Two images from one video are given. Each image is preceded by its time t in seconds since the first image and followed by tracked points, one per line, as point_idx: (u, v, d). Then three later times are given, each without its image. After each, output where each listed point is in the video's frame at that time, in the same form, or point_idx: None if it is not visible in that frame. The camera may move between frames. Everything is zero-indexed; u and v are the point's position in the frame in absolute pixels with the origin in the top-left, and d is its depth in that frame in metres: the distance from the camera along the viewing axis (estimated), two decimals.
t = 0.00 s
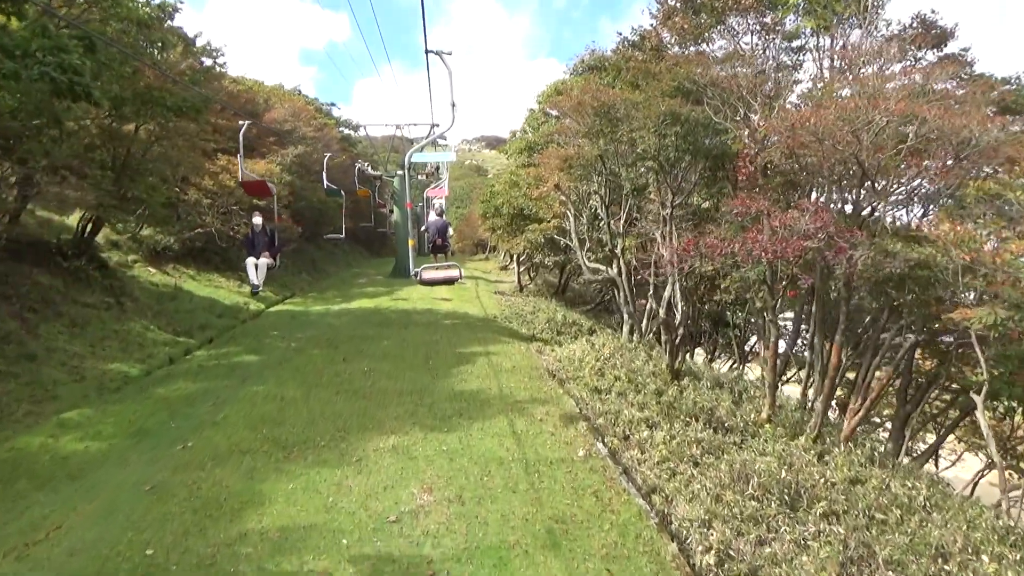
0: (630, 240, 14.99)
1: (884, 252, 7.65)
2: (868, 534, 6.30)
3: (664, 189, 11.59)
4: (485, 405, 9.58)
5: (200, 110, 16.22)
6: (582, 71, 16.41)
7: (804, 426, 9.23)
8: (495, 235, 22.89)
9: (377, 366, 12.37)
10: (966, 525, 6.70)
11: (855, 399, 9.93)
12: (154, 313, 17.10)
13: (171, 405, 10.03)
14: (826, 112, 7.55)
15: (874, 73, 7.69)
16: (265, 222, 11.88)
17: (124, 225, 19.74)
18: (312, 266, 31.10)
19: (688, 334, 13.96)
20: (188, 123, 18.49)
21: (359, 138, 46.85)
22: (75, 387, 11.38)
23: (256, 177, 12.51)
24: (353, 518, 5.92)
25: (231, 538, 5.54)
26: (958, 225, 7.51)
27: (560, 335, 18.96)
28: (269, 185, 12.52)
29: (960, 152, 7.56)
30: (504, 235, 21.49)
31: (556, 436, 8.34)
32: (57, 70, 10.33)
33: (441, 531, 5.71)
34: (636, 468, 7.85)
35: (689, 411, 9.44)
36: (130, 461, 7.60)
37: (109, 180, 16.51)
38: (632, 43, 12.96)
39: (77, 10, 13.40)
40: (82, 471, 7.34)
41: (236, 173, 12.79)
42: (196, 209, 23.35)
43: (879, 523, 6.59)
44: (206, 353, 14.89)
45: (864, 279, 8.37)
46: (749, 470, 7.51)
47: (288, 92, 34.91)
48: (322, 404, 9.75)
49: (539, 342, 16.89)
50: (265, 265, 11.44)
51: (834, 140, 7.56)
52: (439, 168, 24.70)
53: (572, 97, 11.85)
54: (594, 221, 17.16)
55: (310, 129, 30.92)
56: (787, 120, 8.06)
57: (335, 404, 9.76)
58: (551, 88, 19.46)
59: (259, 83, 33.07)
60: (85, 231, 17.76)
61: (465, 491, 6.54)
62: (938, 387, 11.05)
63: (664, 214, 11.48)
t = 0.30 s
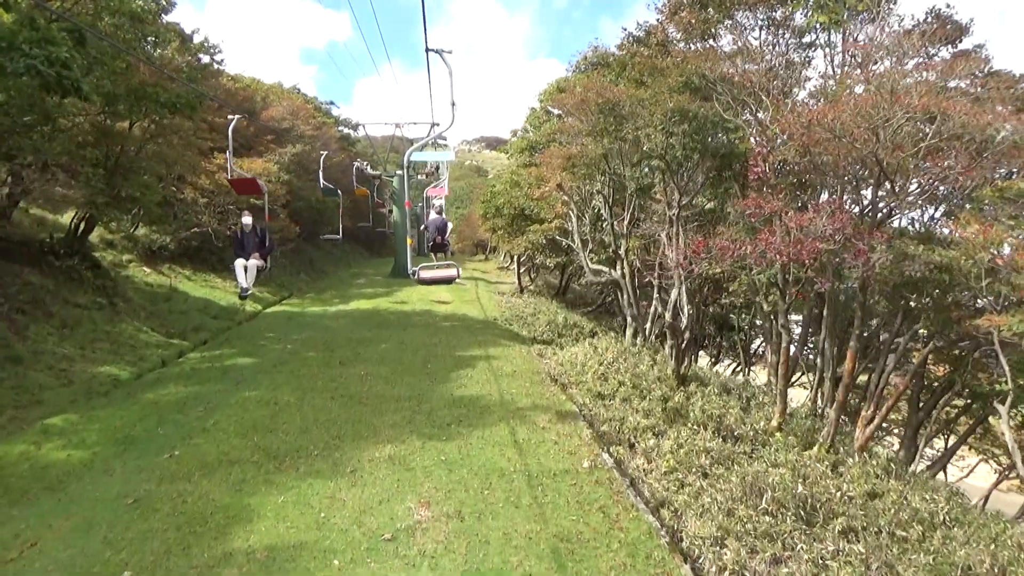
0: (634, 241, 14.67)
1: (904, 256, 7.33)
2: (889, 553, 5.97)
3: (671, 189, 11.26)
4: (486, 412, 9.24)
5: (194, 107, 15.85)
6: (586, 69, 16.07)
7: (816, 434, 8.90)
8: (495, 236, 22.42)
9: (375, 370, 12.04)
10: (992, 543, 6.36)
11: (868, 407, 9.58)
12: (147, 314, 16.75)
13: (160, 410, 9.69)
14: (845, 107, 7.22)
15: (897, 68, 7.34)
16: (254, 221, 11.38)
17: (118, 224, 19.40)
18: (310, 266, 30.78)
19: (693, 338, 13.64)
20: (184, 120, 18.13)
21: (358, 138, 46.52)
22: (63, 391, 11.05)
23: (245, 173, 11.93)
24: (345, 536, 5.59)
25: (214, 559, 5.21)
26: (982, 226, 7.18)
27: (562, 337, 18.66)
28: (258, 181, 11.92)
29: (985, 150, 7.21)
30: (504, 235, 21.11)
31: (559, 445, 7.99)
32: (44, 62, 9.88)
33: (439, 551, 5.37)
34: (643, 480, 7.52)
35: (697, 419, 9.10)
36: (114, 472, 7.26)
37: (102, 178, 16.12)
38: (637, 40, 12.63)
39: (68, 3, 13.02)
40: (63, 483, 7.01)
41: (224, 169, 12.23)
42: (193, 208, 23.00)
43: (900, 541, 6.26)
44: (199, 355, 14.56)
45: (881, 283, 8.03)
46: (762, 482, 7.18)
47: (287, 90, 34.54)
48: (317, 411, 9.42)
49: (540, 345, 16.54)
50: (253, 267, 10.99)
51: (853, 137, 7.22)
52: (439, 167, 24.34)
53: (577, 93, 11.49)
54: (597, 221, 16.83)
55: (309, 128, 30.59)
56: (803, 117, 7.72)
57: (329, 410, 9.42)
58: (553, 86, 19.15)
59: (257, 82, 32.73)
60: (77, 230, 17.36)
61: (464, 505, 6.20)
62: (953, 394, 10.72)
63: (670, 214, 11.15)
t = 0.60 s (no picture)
0: (637, 241, 14.33)
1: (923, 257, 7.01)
2: (914, 571, 5.64)
3: (677, 188, 10.95)
4: (487, 419, 8.90)
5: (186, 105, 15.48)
6: (586, 65, 15.72)
7: (830, 442, 8.57)
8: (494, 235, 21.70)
9: (371, 374, 11.69)
10: (1021, 559, 6.03)
11: (882, 412, 9.25)
12: (139, 317, 16.39)
13: (149, 418, 9.35)
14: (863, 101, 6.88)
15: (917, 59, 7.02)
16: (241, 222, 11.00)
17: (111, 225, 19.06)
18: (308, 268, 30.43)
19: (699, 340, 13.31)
20: (177, 119, 17.77)
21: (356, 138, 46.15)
22: (49, 397, 10.71)
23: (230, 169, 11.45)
24: (337, 556, 5.25)
25: None
26: (1007, 225, 6.85)
27: (563, 339, 18.32)
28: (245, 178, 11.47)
29: (1011, 146, 6.86)
30: (504, 235, 20.52)
31: (563, 454, 7.66)
32: (28, 58, 9.38)
33: (437, 573, 5.04)
34: (651, 491, 7.19)
35: (705, 425, 8.77)
36: (96, 485, 6.92)
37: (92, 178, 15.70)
38: (641, 34, 12.29)
39: None
40: (42, 497, 6.67)
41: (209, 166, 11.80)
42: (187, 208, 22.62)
43: (924, 557, 5.94)
44: (192, 359, 14.21)
45: (898, 284, 7.71)
46: (776, 493, 6.85)
47: (283, 90, 34.16)
48: (312, 418, 9.07)
49: (541, 347, 16.21)
50: (240, 269, 10.62)
51: (871, 132, 6.92)
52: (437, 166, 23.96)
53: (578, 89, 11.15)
54: (599, 221, 16.49)
55: (306, 127, 30.23)
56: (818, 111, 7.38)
57: (324, 417, 9.08)
58: (553, 84, 18.82)
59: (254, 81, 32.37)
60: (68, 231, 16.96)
61: (464, 521, 5.87)
62: (968, 399, 10.37)
63: (676, 213, 10.82)
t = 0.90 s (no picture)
0: (640, 242, 14.01)
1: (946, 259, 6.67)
2: None
3: (683, 187, 10.63)
4: (487, 426, 8.56)
5: (179, 102, 15.09)
6: (588, 62, 15.40)
7: (844, 450, 8.25)
8: (494, 235, 21.43)
9: (368, 379, 11.35)
10: None
11: (897, 419, 8.92)
12: (131, 319, 16.04)
13: (136, 425, 9.00)
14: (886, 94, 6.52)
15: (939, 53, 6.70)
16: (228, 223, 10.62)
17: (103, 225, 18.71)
18: (305, 268, 30.09)
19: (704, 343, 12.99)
20: (170, 117, 17.41)
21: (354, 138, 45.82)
22: (35, 402, 10.37)
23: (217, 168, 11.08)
24: None
25: None
26: None
27: (564, 341, 18.00)
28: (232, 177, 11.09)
29: None
30: (504, 235, 20.25)
31: (567, 464, 7.33)
32: (11, 52, 8.95)
33: None
34: (659, 503, 6.86)
35: (714, 433, 8.45)
36: (76, 499, 6.58)
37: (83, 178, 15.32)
38: (645, 29, 11.96)
39: None
40: (18, 512, 6.32)
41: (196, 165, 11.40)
42: (182, 208, 22.26)
43: None
44: (184, 362, 13.86)
45: (917, 287, 7.38)
46: (792, 506, 6.52)
47: (280, 88, 33.78)
48: (305, 425, 8.73)
49: (542, 350, 15.88)
50: (226, 272, 10.24)
51: (891, 128, 6.61)
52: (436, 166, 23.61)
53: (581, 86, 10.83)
54: (601, 221, 16.15)
55: (303, 126, 29.89)
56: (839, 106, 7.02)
57: (317, 425, 8.73)
58: (554, 82, 18.50)
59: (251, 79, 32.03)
60: (59, 231, 16.63)
61: (463, 539, 5.54)
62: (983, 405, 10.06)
63: (681, 213, 10.48)
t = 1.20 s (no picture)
0: (644, 242, 13.70)
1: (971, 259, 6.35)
2: None
3: (690, 185, 10.31)
4: (488, 433, 8.23)
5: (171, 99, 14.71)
6: (590, 58, 15.09)
7: (860, 458, 7.93)
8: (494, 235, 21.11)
9: (365, 383, 11.02)
10: None
11: (914, 425, 8.60)
12: (123, 320, 15.69)
13: (125, 431, 8.67)
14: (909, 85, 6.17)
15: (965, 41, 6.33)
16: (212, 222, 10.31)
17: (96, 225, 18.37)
18: (303, 269, 29.76)
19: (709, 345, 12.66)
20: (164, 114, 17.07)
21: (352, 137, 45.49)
22: (22, 406, 10.03)
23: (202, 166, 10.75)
24: None
25: None
26: None
27: (565, 343, 17.69)
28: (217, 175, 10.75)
29: None
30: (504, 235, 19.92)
31: (573, 474, 7.01)
32: None
33: None
34: (670, 516, 6.54)
35: (725, 440, 8.11)
36: (57, 511, 6.24)
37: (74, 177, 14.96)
38: (650, 23, 11.65)
39: None
40: None
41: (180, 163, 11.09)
42: (177, 207, 21.90)
43: None
44: (177, 365, 13.52)
45: (939, 288, 7.06)
46: (810, 520, 6.20)
47: (277, 86, 33.41)
48: (300, 432, 8.41)
49: (543, 352, 15.54)
50: (211, 274, 9.95)
51: (914, 122, 6.26)
52: (435, 164, 23.28)
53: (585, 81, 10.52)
54: (604, 221, 15.84)
55: (300, 125, 29.55)
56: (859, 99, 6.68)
57: (312, 431, 8.40)
58: (555, 79, 18.19)
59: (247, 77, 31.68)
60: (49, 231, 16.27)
61: (465, 557, 5.21)
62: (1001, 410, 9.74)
63: (689, 211, 10.16)
